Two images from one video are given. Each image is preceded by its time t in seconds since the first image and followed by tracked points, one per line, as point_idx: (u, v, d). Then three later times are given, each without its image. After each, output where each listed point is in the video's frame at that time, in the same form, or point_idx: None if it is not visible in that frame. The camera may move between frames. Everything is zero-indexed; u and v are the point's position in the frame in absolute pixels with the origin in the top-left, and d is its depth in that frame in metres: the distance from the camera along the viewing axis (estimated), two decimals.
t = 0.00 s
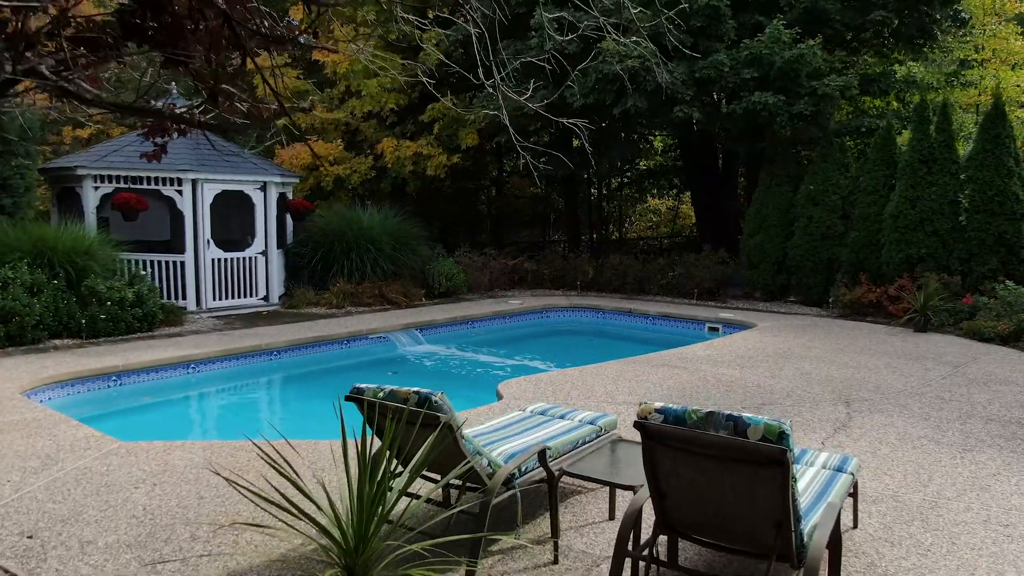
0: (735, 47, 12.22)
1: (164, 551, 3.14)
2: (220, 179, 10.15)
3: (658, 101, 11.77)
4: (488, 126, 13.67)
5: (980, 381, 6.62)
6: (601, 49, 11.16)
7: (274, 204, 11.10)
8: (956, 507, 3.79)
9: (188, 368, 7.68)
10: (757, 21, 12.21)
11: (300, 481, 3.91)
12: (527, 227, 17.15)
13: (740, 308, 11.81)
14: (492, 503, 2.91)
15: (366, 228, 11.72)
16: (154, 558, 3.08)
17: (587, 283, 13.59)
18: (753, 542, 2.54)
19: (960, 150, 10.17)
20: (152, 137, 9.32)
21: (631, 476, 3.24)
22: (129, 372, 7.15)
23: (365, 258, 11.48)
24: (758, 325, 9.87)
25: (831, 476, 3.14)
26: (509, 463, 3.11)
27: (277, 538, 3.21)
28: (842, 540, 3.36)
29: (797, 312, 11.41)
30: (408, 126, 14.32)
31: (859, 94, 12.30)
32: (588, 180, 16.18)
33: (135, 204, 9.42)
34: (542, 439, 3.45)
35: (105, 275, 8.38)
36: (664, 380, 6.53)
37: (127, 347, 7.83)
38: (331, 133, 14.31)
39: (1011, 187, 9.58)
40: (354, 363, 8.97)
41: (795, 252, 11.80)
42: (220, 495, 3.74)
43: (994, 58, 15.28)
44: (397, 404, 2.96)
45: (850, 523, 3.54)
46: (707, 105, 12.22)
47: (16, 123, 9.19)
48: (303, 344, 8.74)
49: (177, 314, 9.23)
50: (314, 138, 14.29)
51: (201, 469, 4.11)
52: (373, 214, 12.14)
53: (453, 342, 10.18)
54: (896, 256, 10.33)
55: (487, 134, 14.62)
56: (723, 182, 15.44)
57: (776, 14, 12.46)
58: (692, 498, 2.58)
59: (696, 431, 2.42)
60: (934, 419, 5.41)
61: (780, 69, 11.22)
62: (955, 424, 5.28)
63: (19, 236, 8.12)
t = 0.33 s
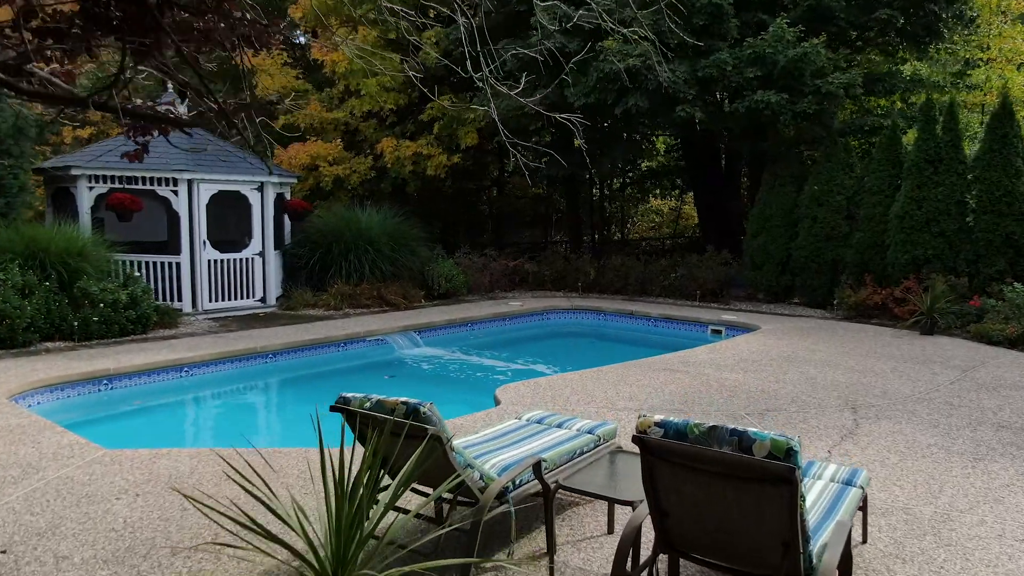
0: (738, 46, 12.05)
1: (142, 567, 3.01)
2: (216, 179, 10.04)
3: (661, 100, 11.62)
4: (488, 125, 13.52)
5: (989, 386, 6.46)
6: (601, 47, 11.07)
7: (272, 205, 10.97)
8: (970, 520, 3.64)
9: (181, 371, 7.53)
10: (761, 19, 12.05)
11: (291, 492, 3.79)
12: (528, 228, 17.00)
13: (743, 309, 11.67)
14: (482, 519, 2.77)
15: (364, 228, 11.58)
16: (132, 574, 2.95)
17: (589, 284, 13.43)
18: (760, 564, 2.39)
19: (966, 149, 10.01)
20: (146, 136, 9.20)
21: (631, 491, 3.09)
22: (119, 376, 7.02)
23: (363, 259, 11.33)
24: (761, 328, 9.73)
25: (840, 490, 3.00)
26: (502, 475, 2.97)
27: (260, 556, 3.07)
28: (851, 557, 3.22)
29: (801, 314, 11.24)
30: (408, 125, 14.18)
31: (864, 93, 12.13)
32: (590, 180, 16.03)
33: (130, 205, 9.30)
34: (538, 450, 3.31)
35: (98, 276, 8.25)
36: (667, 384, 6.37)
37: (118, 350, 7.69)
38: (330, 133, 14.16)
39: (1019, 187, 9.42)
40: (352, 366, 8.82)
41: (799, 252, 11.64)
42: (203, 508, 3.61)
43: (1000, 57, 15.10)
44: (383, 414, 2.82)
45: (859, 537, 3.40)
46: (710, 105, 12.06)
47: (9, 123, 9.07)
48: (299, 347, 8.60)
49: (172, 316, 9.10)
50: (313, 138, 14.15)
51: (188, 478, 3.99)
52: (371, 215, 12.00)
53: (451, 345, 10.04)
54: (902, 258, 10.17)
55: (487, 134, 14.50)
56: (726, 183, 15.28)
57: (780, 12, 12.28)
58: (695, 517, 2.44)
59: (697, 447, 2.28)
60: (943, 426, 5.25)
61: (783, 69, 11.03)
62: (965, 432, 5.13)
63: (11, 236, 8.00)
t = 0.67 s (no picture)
0: (743, 44, 11.87)
1: None
2: (214, 179, 9.92)
3: (665, 100, 11.44)
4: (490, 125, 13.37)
5: (1003, 391, 6.28)
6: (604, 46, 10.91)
7: (271, 205, 10.84)
8: (989, 536, 3.48)
9: (175, 375, 7.39)
10: (767, 16, 11.86)
11: (279, 505, 3.66)
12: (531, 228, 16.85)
13: (748, 311, 11.50)
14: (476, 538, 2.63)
15: (364, 229, 11.44)
16: None
17: (592, 285, 13.28)
18: None
19: (976, 149, 9.82)
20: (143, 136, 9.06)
21: (633, 509, 2.89)
22: (112, 380, 6.89)
23: (363, 260, 11.19)
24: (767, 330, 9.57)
25: (855, 505, 2.84)
26: (497, 489, 2.83)
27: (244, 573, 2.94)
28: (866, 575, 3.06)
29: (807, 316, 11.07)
30: (409, 125, 14.04)
31: (871, 92, 11.93)
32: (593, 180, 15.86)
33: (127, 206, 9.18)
34: (535, 463, 3.16)
35: (93, 278, 8.13)
36: (671, 390, 6.21)
37: (112, 352, 7.57)
38: (331, 133, 14.02)
39: None
40: (351, 369, 8.68)
41: (805, 254, 11.47)
42: (188, 520, 3.48)
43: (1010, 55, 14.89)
44: (370, 426, 2.69)
45: (873, 554, 3.25)
46: (714, 104, 11.88)
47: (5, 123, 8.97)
48: (297, 350, 8.46)
49: (168, 319, 8.98)
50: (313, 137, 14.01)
51: (174, 489, 3.85)
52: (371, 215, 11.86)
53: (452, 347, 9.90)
54: (910, 259, 10.00)
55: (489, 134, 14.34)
56: (731, 183, 15.10)
57: (787, 10, 12.10)
58: (702, 538, 2.28)
59: (703, 464, 2.13)
60: (957, 434, 5.09)
61: (789, 67, 10.85)
62: (979, 440, 4.96)
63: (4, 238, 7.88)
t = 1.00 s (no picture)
0: (748, 42, 11.70)
1: None
2: (212, 179, 9.80)
3: (670, 99, 11.26)
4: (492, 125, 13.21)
5: (1018, 398, 6.10)
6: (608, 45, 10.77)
7: (270, 206, 10.72)
8: (1011, 554, 3.31)
9: (170, 379, 7.27)
10: (773, 14, 11.68)
11: (270, 518, 3.52)
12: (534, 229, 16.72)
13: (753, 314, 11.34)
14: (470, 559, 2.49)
15: (364, 230, 11.29)
16: None
17: (595, 287, 13.12)
18: None
19: (987, 148, 9.64)
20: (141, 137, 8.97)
21: (636, 528, 2.72)
22: (105, 385, 6.77)
23: (363, 262, 11.05)
24: (773, 334, 9.41)
25: (871, 524, 2.69)
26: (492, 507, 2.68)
27: None
28: None
29: (814, 319, 10.90)
30: (411, 125, 13.91)
31: (879, 91, 11.75)
32: (597, 181, 15.69)
33: (124, 206, 9.05)
34: (533, 476, 3.01)
35: (88, 280, 8.02)
36: (675, 395, 6.05)
37: (107, 355, 7.45)
38: (332, 133, 13.87)
39: None
40: (350, 373, 8.55)
41: (811, 255, 11.29)
42: (173, 535, 3.35)
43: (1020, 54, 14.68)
44: (358, 440, 2.54)
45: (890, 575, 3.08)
46: (720, 103, 11.71)
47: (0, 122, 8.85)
48: (295, 353, 8.33)
49: (165, 321, 8.85)
50: (314, 137, 13.87)
51: (161, 500, 3.73)
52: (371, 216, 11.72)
53: (453, 350, 9.76)
54: (919, 260, 9.80)
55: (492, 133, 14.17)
56: (736, 183, 14.92)
57: (793, 8, 11.93)
58: (708, 563, 2.13)
59: (709, 485, 1.98)
60: (972, 442, 4.92)
61: (795, 65, 10.68)
62: (995, 449, 4.79)
63: None
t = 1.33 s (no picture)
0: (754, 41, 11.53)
1: None
2: (210, 179, 9.70)
3: (674, 98, 11.09)
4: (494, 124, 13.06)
5: None
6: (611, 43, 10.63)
7: (269, 206, 10.61)
8: None
9: (165, 382, 7.16)
10: (778, 12, 11.51)
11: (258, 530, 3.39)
12: (537, 230, 16.59)
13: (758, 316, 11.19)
14: None
15: (364, 230, 11.16)
16: None
17: (598, 288, 12.99)
18: None
19: (996, 147, 9.46)
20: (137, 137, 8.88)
21: (638, 547, 2.56)
22: (98, 388, 6.66)
23: (363, 263, 10.93)
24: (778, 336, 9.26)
25: (887, 542, 2.55)
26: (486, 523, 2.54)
27: None
28: None
29: (820, 321, 10.76)
30: (413, 125, 13.77)
31: (886, 89, 11.57)
32: (600, 181, 15.55)
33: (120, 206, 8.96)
34: (530, 490, 2.87)
35: (83, 281, 7.92)
36: (679, 400, 5.92)
37: (101, 358, 7.34)
38: (333, 134, 13.72)
39: None
40: (349, 376, 8.43)
41: (817, 256, 11.13)
42: (156, 548, 3.23)
43: None
44: (345, 454, 2.43)
45: None
46: (724, 102, 11.55)
47: None
48: (292, 356, 8.21)
49: (162, 323, 8.75)
50: (315, 137, 13.75)
51: (147, 511, 3.61)
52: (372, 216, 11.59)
53: (454, 353, 9.63)
54: (927, 262, 9.63)
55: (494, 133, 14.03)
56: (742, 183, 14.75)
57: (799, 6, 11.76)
58: None
59: (715, 508, 1.86)
60: (984, 450, 4.78)
61: (801, 63, 10.52)
62: (1009, 457, 4.64)
63: None
